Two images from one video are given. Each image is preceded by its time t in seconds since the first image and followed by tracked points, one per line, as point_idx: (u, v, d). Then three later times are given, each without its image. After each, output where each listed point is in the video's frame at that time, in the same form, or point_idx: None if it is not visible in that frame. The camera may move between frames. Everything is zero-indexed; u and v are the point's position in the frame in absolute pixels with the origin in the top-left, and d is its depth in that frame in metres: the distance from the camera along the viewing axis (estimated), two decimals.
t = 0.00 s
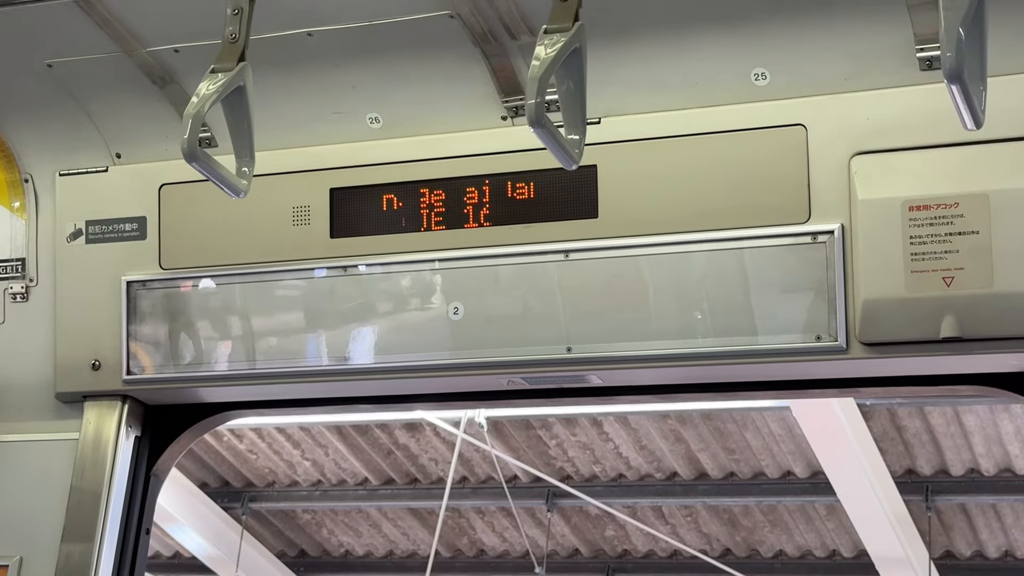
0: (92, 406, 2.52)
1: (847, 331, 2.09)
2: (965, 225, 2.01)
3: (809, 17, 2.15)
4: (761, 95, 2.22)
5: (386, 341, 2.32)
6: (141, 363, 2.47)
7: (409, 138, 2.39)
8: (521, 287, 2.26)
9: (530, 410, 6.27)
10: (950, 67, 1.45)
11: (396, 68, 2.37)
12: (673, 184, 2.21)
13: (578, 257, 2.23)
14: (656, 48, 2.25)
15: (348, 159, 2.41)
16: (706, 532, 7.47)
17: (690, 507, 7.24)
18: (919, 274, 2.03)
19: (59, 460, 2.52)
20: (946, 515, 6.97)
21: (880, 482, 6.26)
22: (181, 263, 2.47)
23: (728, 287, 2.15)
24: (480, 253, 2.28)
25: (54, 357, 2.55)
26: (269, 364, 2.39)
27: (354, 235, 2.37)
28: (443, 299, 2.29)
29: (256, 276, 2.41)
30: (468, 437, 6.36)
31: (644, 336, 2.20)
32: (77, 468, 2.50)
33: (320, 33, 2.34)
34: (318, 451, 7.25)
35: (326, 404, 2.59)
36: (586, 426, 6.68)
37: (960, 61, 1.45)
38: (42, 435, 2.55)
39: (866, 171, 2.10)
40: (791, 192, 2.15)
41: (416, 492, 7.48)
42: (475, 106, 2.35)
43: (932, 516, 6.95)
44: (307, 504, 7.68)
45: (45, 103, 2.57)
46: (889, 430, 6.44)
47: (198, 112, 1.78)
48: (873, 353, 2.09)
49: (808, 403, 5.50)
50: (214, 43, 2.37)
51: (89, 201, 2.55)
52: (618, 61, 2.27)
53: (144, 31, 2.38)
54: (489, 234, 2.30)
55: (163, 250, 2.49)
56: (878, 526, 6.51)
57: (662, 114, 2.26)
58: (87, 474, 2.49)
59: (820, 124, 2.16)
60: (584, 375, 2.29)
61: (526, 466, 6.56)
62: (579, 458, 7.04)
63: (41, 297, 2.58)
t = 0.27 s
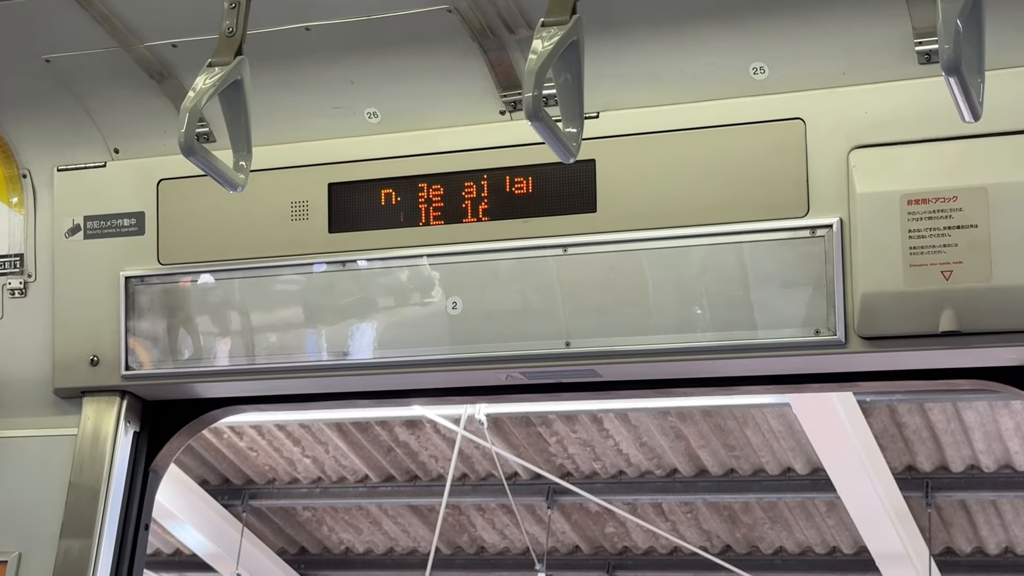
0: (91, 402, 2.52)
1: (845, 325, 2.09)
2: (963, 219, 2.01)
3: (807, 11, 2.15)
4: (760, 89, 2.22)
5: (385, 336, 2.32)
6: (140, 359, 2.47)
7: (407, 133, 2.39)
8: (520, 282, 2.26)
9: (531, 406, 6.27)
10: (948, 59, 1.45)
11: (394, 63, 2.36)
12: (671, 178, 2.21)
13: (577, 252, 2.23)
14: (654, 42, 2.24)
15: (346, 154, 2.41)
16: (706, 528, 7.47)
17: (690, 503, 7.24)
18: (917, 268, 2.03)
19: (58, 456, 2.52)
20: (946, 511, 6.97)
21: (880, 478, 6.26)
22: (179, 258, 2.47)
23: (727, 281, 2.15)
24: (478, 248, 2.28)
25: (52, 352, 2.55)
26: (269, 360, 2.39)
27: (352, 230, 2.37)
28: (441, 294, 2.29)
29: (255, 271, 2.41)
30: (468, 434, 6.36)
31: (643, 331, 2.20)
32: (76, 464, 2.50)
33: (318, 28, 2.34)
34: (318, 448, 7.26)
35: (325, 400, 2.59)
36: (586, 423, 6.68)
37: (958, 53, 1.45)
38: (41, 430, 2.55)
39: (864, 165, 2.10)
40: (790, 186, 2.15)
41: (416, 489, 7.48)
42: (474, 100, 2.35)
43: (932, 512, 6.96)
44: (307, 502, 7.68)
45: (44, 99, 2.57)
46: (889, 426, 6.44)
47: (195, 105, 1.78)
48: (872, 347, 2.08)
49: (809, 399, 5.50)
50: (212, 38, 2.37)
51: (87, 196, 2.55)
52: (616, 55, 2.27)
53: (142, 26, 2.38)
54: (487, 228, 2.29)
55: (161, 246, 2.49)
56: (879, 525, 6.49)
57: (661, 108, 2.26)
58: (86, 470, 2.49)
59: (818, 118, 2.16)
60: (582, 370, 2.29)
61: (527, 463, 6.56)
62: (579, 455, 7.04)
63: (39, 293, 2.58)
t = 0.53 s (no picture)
0: (91, 399, 2.52)
1: (845, 322, 2.09)
2: (964, 215, 2.01)
3: (807, 8, 2.15)
4: (759, 86, 2.22)
5: (385, 333, 2.32)
6: (140, 356, 2.47)
7: (407, 130, 2.39)
8: (520, 278, 2.26)
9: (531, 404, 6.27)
10: (947, 56, 1.45)
11: (394, 60, 2.37)
12: (671, 175, 2.21)
13: (577, 248, 2.23)
14: (654, 39, 2.24)
15: (346, 151, 2.41)
16: (706, 526, 7.48)
17: (690, 501, 7.24)
18: (917, 264, 2.03)
19: (58, 454, 2.52)
20: (946, 508, 6.98)
21: (880, 475, 6.27)
22: (179, 256, 2.47)
23: (727, 277, 2.15)
24: (478, 245, 2.28)
25: (53, 350, 2.55)
26: (269, 357, 2.39)
27: (353, 227, 2.37)
28: (442, 291, 2.29)
29: (255, 269, 2.41)
30: (468, 432, 6.36)
31: (643, 328, 2.20)
32: (76, 462, 2.50)
33: (318, 25, 2.34)
34: (318, 446, 7.26)
35: (325, 397, 2.59)
36: (586, 420, 6.69)
37: (958, 50, 1.45)
38: (41, 428, 2.55)
39: (864, 161, 2.10)
40: (790, 182, 2.15)
41: (416, 486, 7.49)
42: (474, 97, 2.35)
43: (932, 508, 6.96)
44: (307, 500, 7.69)
45: (43, 97, 2.57)
46: (889, 423, 6.45)
47: (196, 103, 1.78)
48: (872, 343, 2.09)
49: (809, 397, 5.50)
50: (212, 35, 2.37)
51: (87, 194, 2.55)
52: (616, 51, 2.27)
53: (141, 23, 2.38)
54: (487, 225, 2.29)
55: (161, 243, 2.49)
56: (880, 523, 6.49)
57: (660, 105, 2.26)
58: (86, 467, 2.49)
59: (818, 115, 2.16)
60: (582, 366, 2.30)
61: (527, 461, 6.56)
62: (579, 452, 7.04)
63: (39, 291, 2.58)
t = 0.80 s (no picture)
0: (93, 398, 2.53)
1: (846, 321, 2.09)
2: (965, 213, 2.01)
3: (809, 7, 2.15)
4: (761, 85, 2.22)
5: (386, 333, 2.32)
6: (141, 356, 2.47)
7: (408, 130, 2.39)
8: (521, 277, 2.26)
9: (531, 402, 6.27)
10: (949, 55, 1.45)
11: (395, 59, 2.36)
12: (673, 174, 2.21)
13: (578, 247, 2.23)
14: (655, 38, 2.24)
15: (347, 150, 2.41)
16: (707, 523, 7.48)
17: (691, 498, 7.24)
18: (918, 263, 2.03)
19: (59, 454, 2.52)
20: (947, 505, 6.98)
21: (880, 472, 6.27)
22: (180, 255, 2.47)
23: (728, 277, 2.15)
24: (479, 244, 2.28)
25: (54, 349, 2.55)
26: (270, 357, 2.39)
27: (353, 226, 2.37)
28: (443, 290, 2.29)
29: (256, 268, 2.41)
30: (469, 430, 6.37)
31: (644, 326, 2.20)
32: (77, 462, 2.50)
33: (319, 24, 2.34)
34: (319, 444, 7.27)
35: (326, 396, 2.59)
36: (586, 418, 6.69)
37: (960, 49, 1.46)
38: (43, 427, 2.55)
39: (866, 160, 2.10)
40: (791, 181, 2.15)
41: (417, 484, 7.49)
42: (475, 97, 2.35)
43: (932, 506, 6.97)
44: (308, 497, 7.69)
45: (44, 96, 2.57)
46: (890, 421, 6.45)
47: (197, 103, 1.78)
48: (874, 342, 2.09)
49: (809, 394, 5.50)
50: (213, 35, 2.37)
51: (88, 194, 2.55)
52: (617, 50, 2.27)
53: (143, 23, 2.38)
54: (488, 224, 2.29)
55: (162, 243, 2.49)
56: (880, 520, 6.49)
57: (662, 104, 2.26)
58: (87, 467, 2.49)
59: (819, 114, 2.16)
60: (584, 365, 2.29)
61: (527, 458, 6.57)
62: (579, 450, 7.04)
63: (40, 290, 2.58)
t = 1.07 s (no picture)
0: (92, 396, 2.53)
1: (846, 318, 2.09)
2: (963, 211, 2.01)
3: (808, 5, 2.15)
4: (759, 83, 2.22)
5: (386, 331, 2.32)
6: (140, 354, 2.47)
7: (407, 128, 2.39)
8: (520, 275, 2.26)
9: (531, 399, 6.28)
10: (947, 53, 1.46)
11: (395, 57, 2.37)
12: (672, 171, 2.21)
13: (577, 245, 2.23)
14: (654, 36, 2.24)
15: (346, 148, 2.41)
16: (707, 520, 7.49)
17: (691, 495, 7.25)
18: (917, 260, 2.03)
19: (59, 452, 2.52)
20: (946, 502, 6.99)
21: (880, 469, 6.27)
22: (180, 253, 2.47)
23: (728, 274, 2.15)
24: (479, 242, 2.28)
25: (53, 348, 2.55)
26: (269, 355, 2.39)
27: (353, 225, 2.37)
28: (442, 288, 2.30)
29: (255, 266, 2.41)
30: (468, 427, 6.37)
31: (643, 324, 2.20)
32: (77, 460, 2.50)
33: (318, 23, 2.34)
34: (318, 441, 7.27)
35: (325, 394, 2.59)
36: (586, 415, 6.69)
37: (958, 47, 1.46)
38: (43, 426, 2.55)
39: (865, 157, 2.10)
40: (790, 179, 2.15)
41: (417, 482, 7.50)
42: (474, 95, 2.35)
43: (932, 502, 6.97)
44: (308, 495, 7.70)
45: (44, 95, 2.57)
46: (889, 417, 6.45)
47: (196, 102, 1.78)
48: (873, 340, 2.09)
49: (809, 391, 5.50)
50: (212, 33, 2.37)
51: (87, 192, 2.55)
52: (616, 48, 2.27)
53: (142, 22, 2.38)
54: (488, 222, 2.29)
55: (162, 241, 2.49)
56: (880, 517, 6.50)
57: (661, 102, 2.26)
58: (87, 465, 2.49)
59: (818, 111, 2.16)
60: (583, 363, 2.30)
61: (527, 456, 6.57)
62: (579, 447, 7.04)
63: (40, 289, 2.58)
